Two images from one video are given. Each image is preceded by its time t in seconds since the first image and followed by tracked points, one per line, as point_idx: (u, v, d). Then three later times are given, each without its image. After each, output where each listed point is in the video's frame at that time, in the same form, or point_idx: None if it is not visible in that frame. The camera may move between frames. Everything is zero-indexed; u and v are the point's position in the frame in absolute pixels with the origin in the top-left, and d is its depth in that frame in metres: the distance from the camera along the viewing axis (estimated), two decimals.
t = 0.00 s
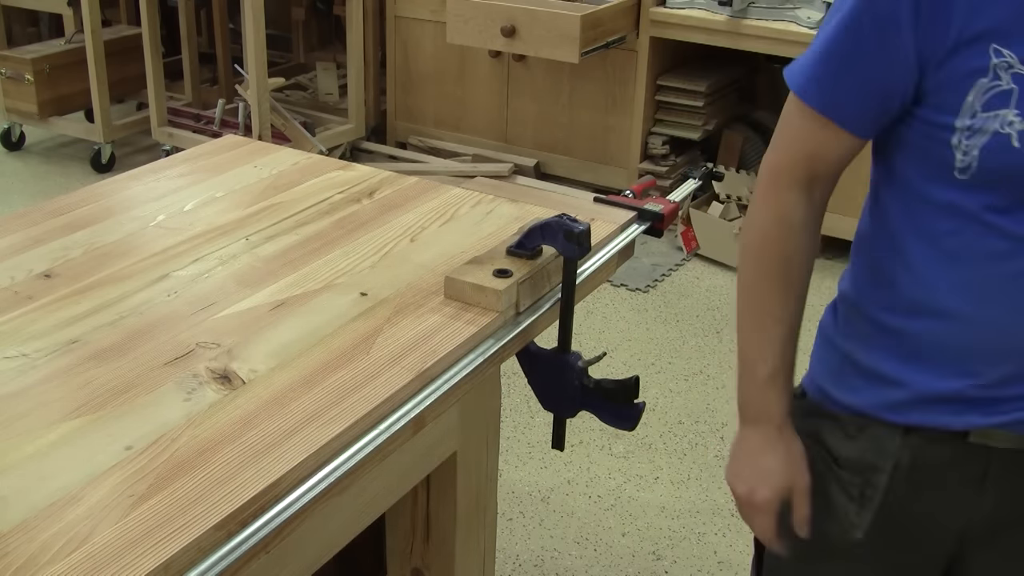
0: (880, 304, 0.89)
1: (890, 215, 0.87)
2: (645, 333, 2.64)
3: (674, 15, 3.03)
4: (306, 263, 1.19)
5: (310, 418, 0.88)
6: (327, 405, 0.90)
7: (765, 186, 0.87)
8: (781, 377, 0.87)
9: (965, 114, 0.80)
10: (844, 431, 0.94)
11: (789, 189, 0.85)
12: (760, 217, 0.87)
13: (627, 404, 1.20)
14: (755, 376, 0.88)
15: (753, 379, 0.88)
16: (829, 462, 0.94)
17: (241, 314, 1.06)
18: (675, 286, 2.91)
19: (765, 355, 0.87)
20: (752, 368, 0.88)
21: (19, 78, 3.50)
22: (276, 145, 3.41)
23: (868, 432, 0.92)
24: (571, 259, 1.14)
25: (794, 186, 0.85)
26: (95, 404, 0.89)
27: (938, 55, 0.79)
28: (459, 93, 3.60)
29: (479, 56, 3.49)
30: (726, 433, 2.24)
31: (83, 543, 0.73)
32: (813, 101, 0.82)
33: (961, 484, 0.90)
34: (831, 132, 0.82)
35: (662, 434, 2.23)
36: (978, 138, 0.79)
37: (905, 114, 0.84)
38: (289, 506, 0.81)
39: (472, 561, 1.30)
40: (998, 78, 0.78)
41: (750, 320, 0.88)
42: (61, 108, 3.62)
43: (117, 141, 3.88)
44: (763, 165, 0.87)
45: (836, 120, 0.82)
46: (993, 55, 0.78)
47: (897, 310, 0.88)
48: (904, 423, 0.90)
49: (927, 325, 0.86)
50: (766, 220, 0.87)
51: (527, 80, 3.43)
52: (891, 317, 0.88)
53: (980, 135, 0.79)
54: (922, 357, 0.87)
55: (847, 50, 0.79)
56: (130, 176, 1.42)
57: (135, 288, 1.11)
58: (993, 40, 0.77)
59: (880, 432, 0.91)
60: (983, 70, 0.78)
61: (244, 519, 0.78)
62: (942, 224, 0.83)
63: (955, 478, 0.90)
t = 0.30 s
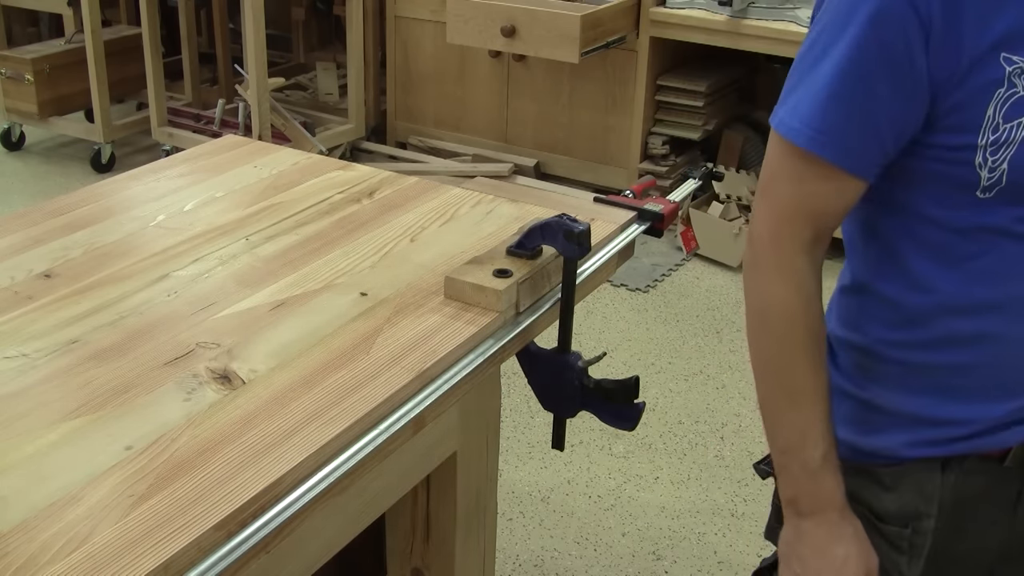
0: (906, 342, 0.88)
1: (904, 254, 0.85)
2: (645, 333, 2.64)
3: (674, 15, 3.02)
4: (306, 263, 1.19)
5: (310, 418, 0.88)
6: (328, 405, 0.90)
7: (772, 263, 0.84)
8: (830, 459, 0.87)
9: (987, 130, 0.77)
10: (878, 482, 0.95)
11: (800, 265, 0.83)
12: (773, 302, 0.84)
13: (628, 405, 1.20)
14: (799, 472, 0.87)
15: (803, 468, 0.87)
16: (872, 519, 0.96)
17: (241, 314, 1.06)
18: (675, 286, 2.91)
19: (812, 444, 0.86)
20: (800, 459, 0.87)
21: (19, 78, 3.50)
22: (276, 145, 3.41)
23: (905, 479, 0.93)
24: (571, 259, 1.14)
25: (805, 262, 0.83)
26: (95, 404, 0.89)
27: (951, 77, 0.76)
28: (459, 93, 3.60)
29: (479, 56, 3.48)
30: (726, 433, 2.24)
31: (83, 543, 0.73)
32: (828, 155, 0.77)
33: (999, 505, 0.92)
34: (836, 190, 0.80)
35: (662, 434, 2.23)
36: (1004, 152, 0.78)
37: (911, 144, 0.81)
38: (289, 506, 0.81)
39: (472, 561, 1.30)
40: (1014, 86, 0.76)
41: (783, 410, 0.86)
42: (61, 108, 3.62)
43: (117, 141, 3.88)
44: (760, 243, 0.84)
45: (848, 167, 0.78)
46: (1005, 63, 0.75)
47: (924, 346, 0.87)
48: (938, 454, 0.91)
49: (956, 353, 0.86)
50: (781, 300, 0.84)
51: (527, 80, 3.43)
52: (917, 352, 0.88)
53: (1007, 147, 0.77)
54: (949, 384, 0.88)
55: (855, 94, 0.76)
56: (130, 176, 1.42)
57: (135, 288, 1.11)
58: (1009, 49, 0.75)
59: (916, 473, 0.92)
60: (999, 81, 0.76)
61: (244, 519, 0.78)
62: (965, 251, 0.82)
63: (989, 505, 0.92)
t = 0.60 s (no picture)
0: (916, 344, 0.88)
1: (912, 257, 0.85)
2: (645, 333, 2.64)
3: (674, 15, 3.02)
4: (307, 263, 1.19)
5: (311, 418, 0.88)
6: (328, 405, 0.90)
7: (761, 254, 0.84)
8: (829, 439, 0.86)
9: (987, 132, 0.78)
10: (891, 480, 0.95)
11: (790, 252, 0.83)
12: (766, 290, 0.84)
13: (628, 405, 1.20)
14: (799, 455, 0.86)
15: (803, 449, 0.86)
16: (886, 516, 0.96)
17: (241, 314, 1.06)
18: (675, 286, 2.91)
19: (810, 426, 0.85)
20: (800, 442, 0.86)
21: (19, 78, 3.50)
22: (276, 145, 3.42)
23: (918, 477, 0.93)
24: (571, 259, 1.14)
25: (795, 248, 0.83)
26: (95, 404, 0.89)
27: (946, 82, 0.77)
28: (459, 93, 3.60)
29: (479, 56, 3.49)
30: (726, 432, 2.24)
31: (82, 543, 0.73)
32: (820, 156, 0.78)
33: (1015, 505, 0.92)
34: (824, 184, 0.80)
35: (662, 434, 2.23)
36: (1004, 155, 0.78)
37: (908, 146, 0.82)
38: (289, 506, 0.81)
39: (472, 561, 1.30)
40: (1013, 88, 0.76)
41: (779, 396, 0.85)
42: (61, 108, 3.62)
43: (117, 141, 3.88)
44: (753, 234, 0.84)
45: (842, 169, 0.79)
46: (1004, 67, 0.76)
47: (935, 349, 0.87)
48: (952, 453, 0.91)
49: (967, 356, 0.86)
50: (774, 288, 0.84)
51: (527, 81, 3.43)
52: (928, 356, 0.88)
53: (1007, 150, 0.77)
54: (960, 386, 0.88)
55: (849, 99, 0.76)
56: (130, 176, 1.42)
57: (136, 288, 1.11)
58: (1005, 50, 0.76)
59: (930, 472, 0.92)
60: (996, 84, 0.76)
61: (244, 519, 0.77)
62: (971, 254, 0.82)
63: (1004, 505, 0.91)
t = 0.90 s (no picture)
0: (906, 320, 0.89)
1: (911, 233, 0.87)
2: (645, 333, 2.64)
3: (674, 15, 3.02)
4: (306, 263, 1.19)
5: (311, 418, 0.88)
6: (328, 405, 0.90)
7: (785, 195, 0.85)
8: (893, 331, 0.83)
9: (972, 121, 0.79)
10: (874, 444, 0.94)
11: (806, 190, 0.84)
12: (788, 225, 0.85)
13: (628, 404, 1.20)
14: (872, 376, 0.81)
15: (870, 345, 0.81)
16: (856, 471, 0.95)
17: (241, 314, 1.06)
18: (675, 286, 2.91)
19: (869, 324, 0.82)
20: (864, 339, 0.82)
21: (20, 78, 3.50)
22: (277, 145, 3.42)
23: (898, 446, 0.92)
24: (571, 259, 1.14)
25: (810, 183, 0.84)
26: (95, 404, 0.89)
27: (935, 68, 0.79)
28: (459, 93, 3.60)
29: (479, 56, 3.49)
30: (726, 432, 2.24)
31: (82, 543, 0.73)
32: (812, 122, 0.81)
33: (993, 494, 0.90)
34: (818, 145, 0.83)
35: (662, 434, 2.23)
36: (987, 144, 0.79)
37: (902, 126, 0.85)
38: (290, 506, 0.81)
39: (472, 561, 1.30)
40: (1001, 81, 0.78)
41: (830, 310, 0.83)
42: (61, 108, 3.62)
43: (117, 141, 3.88)
44: (763, 185, 0.86)
45: (834, 139, 0.82)
46: (993, 58, 0.78)
47: (926, 326, 0.88)
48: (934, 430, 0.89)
49: (956, 336, 0.86)
50: (798, 221, 0.84)
51: (527, 80, 3.43)
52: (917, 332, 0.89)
53: (989, 139, 0.78)
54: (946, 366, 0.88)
55: (839, 76, 0.80)
56: (130, 176, 1.42)
57: (135, 288, 1.11)
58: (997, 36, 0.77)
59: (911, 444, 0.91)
60: (984, 75, 0.78)
61: (244, 519, 0.77)
62: (961, 236, 0.83)
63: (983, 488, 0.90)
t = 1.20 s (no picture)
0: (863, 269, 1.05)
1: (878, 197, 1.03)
2: (645, 333, 2.64)
3: (674, 15, 3.02)
4: (306, 263, 1.19)
5: (311, 418, 0.88)
6: (328, 406, 0.90)
7: (802, 162, 1.06)
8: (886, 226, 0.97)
9: (880, 90, 0.97)
10: (816, 367, 1.06)
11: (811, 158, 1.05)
12: (801, 180, 1.05)
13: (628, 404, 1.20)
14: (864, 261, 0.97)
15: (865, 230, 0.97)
16: (795, 392, 1.07)
17: (241, 314, 1.06)
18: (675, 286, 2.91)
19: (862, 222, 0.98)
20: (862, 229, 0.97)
21: (20, 78, 3.50)
22: (276, 145, 3.42)
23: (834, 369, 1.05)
24: (572, 259, 1.14)
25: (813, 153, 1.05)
26: (95, 404, 0.89)
27: (869, 34, 0.98)
28: (459, 93, 3.60)
29: (479, 56, 3.48)
30: (726, 432, 2.24)
31: (83, 542, 0.73)
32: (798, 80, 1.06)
33: (901, 441, 0.97)
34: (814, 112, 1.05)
35: (662, 434, 2.23)
36: (881, 110, 0.96)
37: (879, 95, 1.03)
38: (289, 506, 0.80)
39: (472, 561, 1.30)
40: (899, 56, 0.94)
41: (833, 224, 1.01)
42: (61, 108, 3.62)
43: (117, 141, 3.88)
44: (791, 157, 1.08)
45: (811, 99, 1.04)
46: (897, 37, 0.94)
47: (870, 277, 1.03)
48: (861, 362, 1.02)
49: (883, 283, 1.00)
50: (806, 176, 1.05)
51: (527, 80, 3.43)
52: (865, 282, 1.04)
53: (884, 107, 0.96)
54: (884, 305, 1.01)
55: (817, 46, 1.04)
56: (130, 176, 1.42)
57: (135, 288, 1.11)
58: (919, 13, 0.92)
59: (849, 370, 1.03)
60: (889, 51, 0.96)
61: (244, 519, 0.77)
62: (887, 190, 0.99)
63: (894, 434, 0.98)
